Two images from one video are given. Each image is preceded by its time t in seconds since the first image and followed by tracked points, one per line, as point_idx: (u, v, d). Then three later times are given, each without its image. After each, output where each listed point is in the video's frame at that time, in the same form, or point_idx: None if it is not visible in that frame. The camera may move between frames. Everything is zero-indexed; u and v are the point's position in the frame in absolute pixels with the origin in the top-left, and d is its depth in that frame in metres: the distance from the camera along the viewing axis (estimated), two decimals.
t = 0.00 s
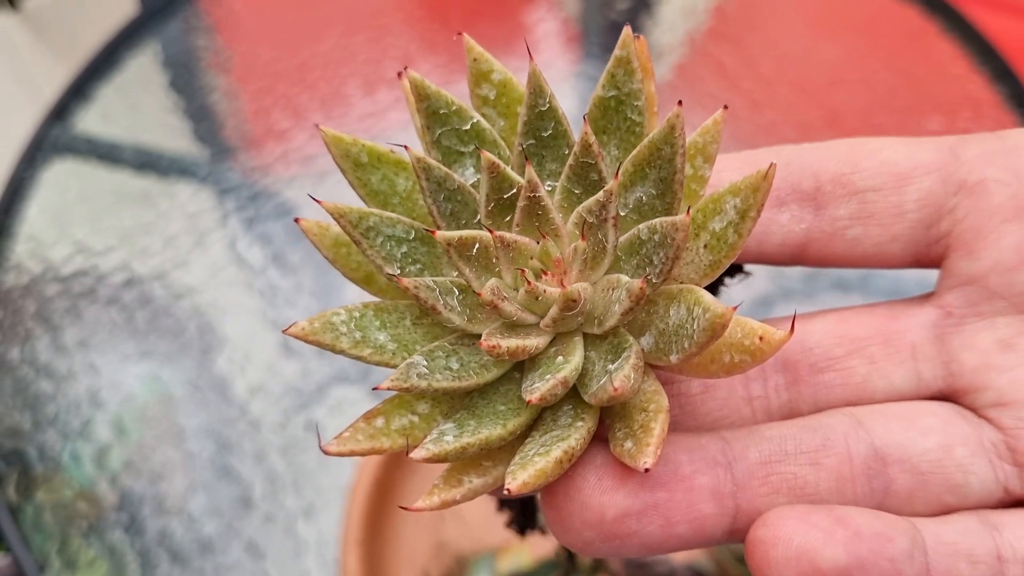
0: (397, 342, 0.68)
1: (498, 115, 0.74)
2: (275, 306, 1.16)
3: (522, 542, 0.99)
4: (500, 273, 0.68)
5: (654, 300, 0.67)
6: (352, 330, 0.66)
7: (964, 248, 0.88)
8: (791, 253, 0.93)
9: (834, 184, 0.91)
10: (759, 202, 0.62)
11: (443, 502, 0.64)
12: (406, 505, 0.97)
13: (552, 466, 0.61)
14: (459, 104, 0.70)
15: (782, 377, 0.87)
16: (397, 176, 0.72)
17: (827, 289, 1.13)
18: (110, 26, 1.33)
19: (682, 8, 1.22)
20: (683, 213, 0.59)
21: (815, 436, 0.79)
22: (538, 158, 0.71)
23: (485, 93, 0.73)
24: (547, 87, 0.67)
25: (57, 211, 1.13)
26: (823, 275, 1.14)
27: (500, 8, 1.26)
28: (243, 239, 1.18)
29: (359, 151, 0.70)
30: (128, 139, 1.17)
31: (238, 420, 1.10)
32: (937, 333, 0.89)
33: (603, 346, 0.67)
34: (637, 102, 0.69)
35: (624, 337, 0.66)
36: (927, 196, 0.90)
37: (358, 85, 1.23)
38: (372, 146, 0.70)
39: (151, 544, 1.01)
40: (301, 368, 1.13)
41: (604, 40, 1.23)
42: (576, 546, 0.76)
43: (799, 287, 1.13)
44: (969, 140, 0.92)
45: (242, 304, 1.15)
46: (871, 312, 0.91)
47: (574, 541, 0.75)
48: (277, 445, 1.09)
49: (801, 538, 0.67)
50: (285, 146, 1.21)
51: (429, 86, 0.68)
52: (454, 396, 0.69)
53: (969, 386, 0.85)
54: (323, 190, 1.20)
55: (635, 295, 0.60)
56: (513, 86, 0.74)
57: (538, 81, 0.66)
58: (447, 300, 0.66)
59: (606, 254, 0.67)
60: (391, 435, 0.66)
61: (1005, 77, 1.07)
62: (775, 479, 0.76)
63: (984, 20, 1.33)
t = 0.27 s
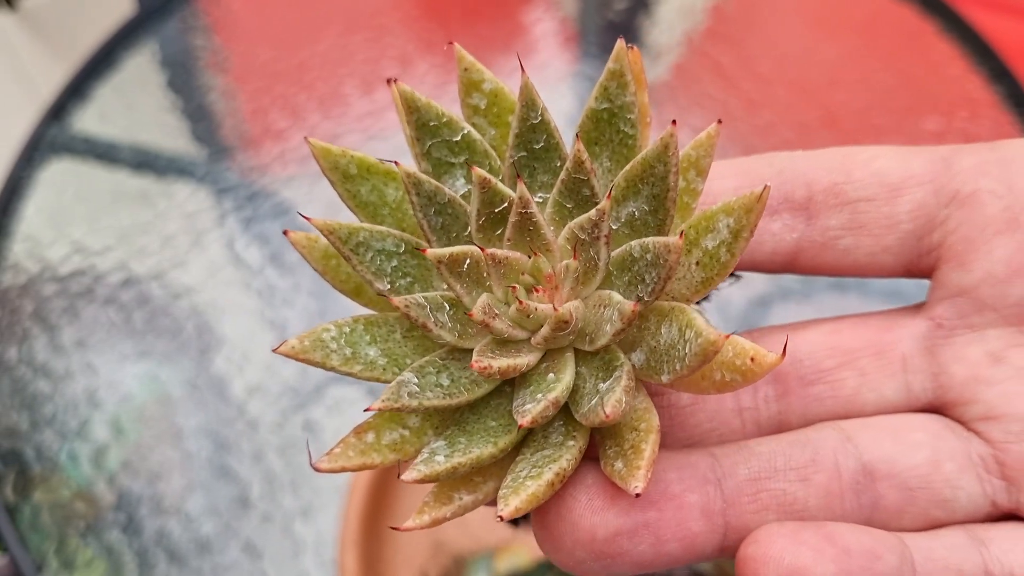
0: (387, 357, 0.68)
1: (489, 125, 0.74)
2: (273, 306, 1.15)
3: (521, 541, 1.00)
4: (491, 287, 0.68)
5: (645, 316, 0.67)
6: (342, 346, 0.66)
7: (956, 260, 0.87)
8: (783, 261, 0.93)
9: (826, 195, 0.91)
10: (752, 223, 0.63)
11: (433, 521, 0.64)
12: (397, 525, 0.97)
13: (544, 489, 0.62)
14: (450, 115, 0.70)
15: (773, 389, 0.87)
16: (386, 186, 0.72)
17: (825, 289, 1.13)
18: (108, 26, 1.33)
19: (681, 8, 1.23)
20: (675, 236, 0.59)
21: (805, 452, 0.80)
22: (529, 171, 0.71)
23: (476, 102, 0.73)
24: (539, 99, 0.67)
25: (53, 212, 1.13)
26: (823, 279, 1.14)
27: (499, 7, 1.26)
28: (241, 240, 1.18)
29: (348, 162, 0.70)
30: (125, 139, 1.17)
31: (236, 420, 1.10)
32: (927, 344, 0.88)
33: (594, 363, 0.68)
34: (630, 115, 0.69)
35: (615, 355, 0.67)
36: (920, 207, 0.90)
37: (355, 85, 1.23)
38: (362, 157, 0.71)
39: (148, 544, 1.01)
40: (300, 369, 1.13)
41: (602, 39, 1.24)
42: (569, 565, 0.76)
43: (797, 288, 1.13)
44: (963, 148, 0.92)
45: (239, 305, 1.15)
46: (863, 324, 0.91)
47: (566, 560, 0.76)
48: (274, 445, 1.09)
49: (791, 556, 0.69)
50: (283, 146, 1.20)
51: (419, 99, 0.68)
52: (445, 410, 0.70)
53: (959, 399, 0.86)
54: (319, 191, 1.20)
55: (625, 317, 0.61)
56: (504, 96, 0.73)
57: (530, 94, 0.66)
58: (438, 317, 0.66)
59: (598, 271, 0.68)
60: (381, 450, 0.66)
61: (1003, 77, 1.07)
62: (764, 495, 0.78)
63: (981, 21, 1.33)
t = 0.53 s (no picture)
0: (383, 375, 0.68)
1: (484, 135, 0.74)
2: (270, 305, 1.15)
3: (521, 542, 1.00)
4: (488, 304, 0.68)
5: (643, 334, 0.67)
6: (337, 366, 0.66)
7: (952, 269, 0.87)
8: (780, 269, 0.94)
9: (825, 203, 0.91)
10: (752, 246, 0.63)
11: (431, 543, 0.65)
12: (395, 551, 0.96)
13: (543, 514, 0.62)
14: (445, 129, 0.70)
15: (769, 401, 0.88)
16: (380, 200, 0.72)
17: (824, 290, 1.13)
18: (106, 25, 1.33)
19: (678, 7, 1.22)
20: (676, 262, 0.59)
21: (801, 466, 0.81)
22: (526, 184, 0.71)
23: (471, 114, 0.73)
24: (536, 114, 0.67)
25: (50, 211, 1.12)
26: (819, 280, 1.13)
27: (497, 7, 1.25)
28: (238, 239, 1.18)
29: (340, 177, 0.70)
30: (123, 139, 1.16)
31: (234, 420, 1.10)
32: (922, 354, 0.89)
33: (592, 382, 0.68)
34: (628, 130, 0.69)
35: (613, 373, 0.67)
36: (919, 216, 0.90)
37: (352, 85, 1.23)
38: (355, 170, 0.70)
39: (146, 544, 1.01)
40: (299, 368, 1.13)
41: (600, 39, 1.23)
42: None
43: (796, 287, 1.13)
44: (960, 158, 0.92)
45: (237, 304, 1.15)
46: (861, 333, 0.92)
47: None
48: (272, 445, 1.09)
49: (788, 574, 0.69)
50: (281, 146, 1.20)
51: (414, 113, 0.68)
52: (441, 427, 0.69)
53: (953, 410, 0.86)
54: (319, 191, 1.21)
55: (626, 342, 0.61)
56: (499, 107, 0.73)
57: (527, 108, 0.66)
58: (434, 336, 0.66)
59: (597, 289, 0.67)
60: (378, 469, 0.66)
61: (1000, 77, 1.07)
62: (761, 512, 0.79)
63: (978, 20, 1.33)
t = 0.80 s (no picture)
0: (374, 359, 0.69)
1: (478, 117, 0.74)
2: (268, 305, 1.15)
3: (517, 542, 1.00)
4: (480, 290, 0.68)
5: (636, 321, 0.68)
6: (328, 351, 0.66)
7: (948, 256, 0.87)
8: (775, 253, 0.94)
9: (820, 187, 0.91)
10: (750, 237, 0.63)
11: (421, 531, 0.66)
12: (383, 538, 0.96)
13: (535, 506, 0.62)
14: (438, 111, 0.69)
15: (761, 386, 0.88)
16: (371, 181, 0.71)
17: (821, 288, 1.13)
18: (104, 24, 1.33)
19: (676, 7, 1.22)
20: (672, 254, 0.59)
21: (793, 454, 0.81)
22: (521, 167, 0.71)
23: (466, 94, 0.73)
24: (531, 98, 0.67)
25: (48, 211, 1.13)
26: (814, 275, 1.13)
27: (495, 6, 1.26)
28: (236, 239, 1.18)
29: (331, 159, 0.69)
30: (121, 139, 1.16)
31: (232, 420, 1.09)
32: (916, 341, 0.89)
33: (585, 369, 0.68)
34: (626, 114, 0.68)
35: (607, 362, 0.67)
36: (915, 202, 0.90)
37: (351, 84, 1.23)
38: (346, 152, 0.70)
39: (143, 544, 1.01)
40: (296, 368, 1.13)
41: (598, 39, 1.23)
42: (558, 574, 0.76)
43: (793, 287, 1.13)
44: (957, 142, 0.92)
45: (235, 304, 1.14)
46: (858, 320, 0.91)
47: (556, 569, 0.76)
48: (270, 444, 1.08)
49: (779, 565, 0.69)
50: (279, 146, 1.20)
51: (407, 95, 0.67)
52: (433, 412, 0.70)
53: (946, 398, 0.86)
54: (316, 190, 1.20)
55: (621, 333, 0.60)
56: (494, 87, 0.73)
57: (522, 92, 0.66)
58: (426, 322, 0.66)
59: (591, 277, 0.67)
60: (368, 454, 0.67)
61: (997, 77, 1.08)
62: (752, 500, 0.78)
63: (976, 20, 1.33)
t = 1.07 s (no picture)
0: (371, 342, 0.69)
1: (477, 96, 0.73)
2: (266, 305, 1.15)
3: (516, 541, 0.99)
4: (477, 274, 0.68)
5: (634, 307, 0.68)
6: (325, 335, 0.67)
7: (953, 241, 0.87)
8: (776, 235, 0.93)
9: (825, 169, 0.90)
10: (749, 231, 0.63)
11: (415, 514, 0.67)
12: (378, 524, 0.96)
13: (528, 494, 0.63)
14: (436, 94, 0.69)
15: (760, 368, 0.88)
16: (368, 162, 0.72)
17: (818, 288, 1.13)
18: (104, 23, 1.33)
19: (675, 7, 1.22)
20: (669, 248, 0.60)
21: (788, 440, 0.81)
22: (519, 151, 0.71)
23: (464, 75, 0.72)
24: (530, 82, 0.67)
25: (45, 210, 1.12)
26: (801, 257, 1.15)
27: (493, 5, 1.26)
28: (234, 239, 1.18)
29: (328, 141, 0.70)
30: (118, 139, 1.16)
31: (229, 420, 1.09)
32: (917, 327, 0.89)
33: (581, 356, 0.69)
34: (626, 99, 0.68)
35: (603, 349, 0.67)
36: (919, 186, 0.89)
37: (349, 84, 1.24)
38: (342, 135, 0.70)
39: (141, 543, 1.01)
40: (294, 368, 1.13)
41: (596, 39, 1.23)
42: (552, 554, 0.78)
43: (790, 286, 1.13)
44: (965, 125, 0.91)
45: (233, 305, 1.15)
46: (856, 304, 0.91)
47: (550, 551, 0.78)
48: (268, 445, 1.08)
49: (773, 552, 0.70)
50: (277, 146, 1.20)
51: (403, 78, 0.67)
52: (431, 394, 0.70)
53: (946, 384, 0.86)
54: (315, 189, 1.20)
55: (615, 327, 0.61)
56: (493, 68, 0.72)
57: (521, 75, 0.66)
58: (422, 308, 0.66)
59: (588, 265, 0.68)
60: (366, 436, 0.68)
61: (994, 77, 1.09)
62: (746, 485, 0.79)
63: (973, 20, 1.34)
